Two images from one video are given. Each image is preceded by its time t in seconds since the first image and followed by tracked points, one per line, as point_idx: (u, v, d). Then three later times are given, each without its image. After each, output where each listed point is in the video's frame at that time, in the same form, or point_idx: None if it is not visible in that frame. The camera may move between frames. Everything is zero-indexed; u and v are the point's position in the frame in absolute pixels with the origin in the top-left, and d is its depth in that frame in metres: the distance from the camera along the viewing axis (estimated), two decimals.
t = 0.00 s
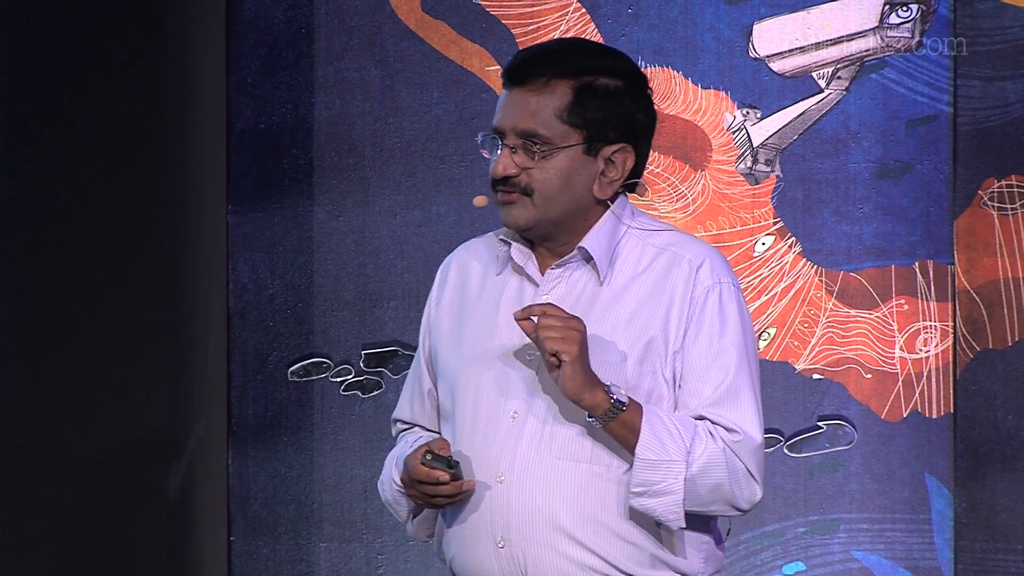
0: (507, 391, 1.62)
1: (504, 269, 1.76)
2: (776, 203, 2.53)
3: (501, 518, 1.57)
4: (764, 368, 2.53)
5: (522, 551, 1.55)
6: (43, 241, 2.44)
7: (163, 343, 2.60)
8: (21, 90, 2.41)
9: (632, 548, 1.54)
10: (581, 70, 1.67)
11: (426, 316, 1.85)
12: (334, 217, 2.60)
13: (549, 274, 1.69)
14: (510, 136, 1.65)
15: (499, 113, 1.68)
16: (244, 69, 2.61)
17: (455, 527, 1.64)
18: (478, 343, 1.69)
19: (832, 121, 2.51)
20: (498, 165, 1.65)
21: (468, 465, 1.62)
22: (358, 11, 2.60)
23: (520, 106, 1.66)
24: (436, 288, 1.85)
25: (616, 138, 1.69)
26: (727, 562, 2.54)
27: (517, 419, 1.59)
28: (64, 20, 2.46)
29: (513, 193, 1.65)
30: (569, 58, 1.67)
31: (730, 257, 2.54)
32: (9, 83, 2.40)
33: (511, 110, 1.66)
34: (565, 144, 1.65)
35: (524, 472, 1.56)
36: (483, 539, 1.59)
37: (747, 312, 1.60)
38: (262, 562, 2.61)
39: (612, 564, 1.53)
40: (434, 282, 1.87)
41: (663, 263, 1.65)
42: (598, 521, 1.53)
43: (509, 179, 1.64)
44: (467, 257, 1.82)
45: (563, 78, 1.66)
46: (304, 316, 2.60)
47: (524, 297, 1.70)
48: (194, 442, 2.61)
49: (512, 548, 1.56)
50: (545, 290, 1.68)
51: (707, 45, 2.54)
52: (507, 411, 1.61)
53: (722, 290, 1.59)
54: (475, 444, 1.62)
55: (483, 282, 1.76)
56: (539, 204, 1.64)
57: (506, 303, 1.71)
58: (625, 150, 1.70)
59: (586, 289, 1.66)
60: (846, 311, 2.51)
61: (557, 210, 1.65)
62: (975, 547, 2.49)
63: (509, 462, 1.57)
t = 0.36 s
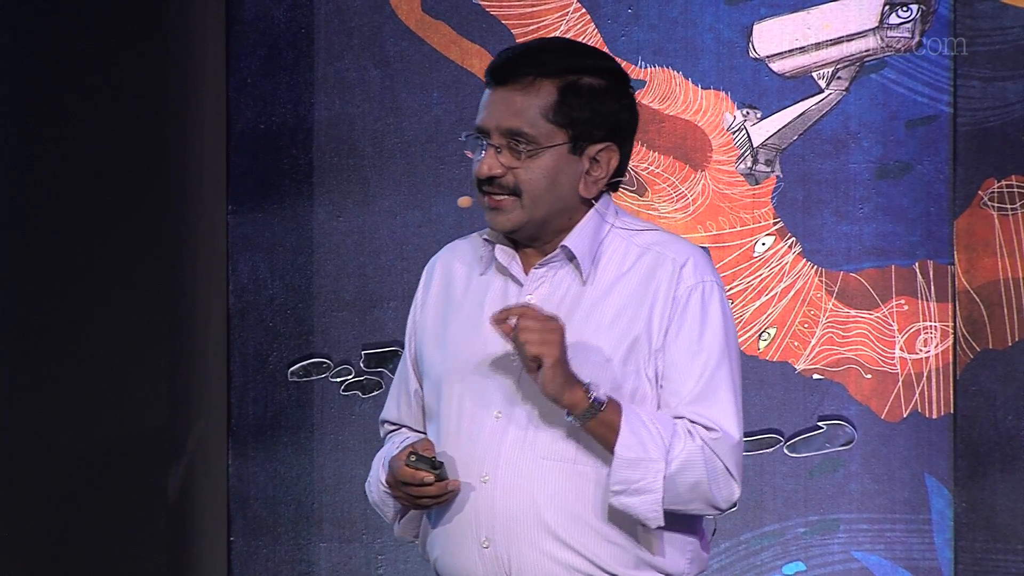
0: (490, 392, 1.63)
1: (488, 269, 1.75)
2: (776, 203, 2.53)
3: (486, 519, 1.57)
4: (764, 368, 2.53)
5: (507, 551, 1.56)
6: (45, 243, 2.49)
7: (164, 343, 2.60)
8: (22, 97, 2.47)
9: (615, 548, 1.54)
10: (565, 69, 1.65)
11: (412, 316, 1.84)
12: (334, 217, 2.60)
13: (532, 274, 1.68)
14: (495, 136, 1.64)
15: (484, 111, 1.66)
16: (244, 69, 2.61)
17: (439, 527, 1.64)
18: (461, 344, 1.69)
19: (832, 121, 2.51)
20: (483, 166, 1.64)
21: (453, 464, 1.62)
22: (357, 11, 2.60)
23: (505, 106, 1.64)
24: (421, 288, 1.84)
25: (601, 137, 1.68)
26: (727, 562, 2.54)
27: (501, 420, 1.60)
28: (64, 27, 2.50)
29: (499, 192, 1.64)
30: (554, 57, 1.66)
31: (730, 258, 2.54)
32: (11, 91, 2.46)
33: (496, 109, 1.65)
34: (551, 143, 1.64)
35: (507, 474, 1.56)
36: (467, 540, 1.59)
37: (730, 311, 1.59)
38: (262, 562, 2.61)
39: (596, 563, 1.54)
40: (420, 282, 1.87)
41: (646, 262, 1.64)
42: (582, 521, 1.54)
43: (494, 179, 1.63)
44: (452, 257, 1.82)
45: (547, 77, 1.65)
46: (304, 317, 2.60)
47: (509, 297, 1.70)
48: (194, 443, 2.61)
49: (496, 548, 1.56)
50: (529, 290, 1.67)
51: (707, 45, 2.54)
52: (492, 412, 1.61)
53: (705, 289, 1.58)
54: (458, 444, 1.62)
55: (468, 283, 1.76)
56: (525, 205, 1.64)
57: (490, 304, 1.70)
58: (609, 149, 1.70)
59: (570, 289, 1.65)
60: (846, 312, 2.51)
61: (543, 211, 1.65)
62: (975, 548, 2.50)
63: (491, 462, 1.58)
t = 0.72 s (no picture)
0: (458, 390, 1.60)
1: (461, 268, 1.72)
2: (776, 204, 2.53)
3: (453, 516, 1.54)
4: (764, 368, 2.52)
5: (474, 549, 1.52)
6: (45, 244, 2.53)
7: (164, 343, 2.61)
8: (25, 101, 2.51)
9: (582, 547, 1.51)
10: (535, 67, 1.62)
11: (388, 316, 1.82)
12: (333, 218, 2.60)
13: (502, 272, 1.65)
14: (465, 135, 1.60)
15: (455, 111, 1.63)
16: (244, 70, 2.61)
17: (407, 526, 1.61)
18: (431, 342, 1.66)
19: (832, 121, 2.51)
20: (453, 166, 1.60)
21: (420, 462, 1.60)
22: (357, 12, 2.60)
23: (474, 105, 1.61)
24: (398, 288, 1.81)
25: (571, 135, 1.63)
26: (727, 563, 2.53)
27: (469, 418, 1.57)
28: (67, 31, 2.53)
29: (470, 192, 1.60)
30: (522, 55, 1.62)
31: (729, 258, 2.53)
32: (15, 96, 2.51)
33: (466, 108, 1.61)
34: (520, 142, 1.59)
35: (475, 473, 1.53)
36: (432, 539, 1.56)
37: (700, 311, 1.55)
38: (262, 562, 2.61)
39: (562, 562, 1.50)
40: (395, 285, 1.84)
41: (616, 260, 1.61)
42: (548, 519, 1.50)
43: (464, 179, 1.60)
44: (429, 257, 1.79)
45: (516, 75, 1.61)
46: (303, 317, 2.60)
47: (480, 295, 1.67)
48: (194, 443, 2.60)
49: (462, 548, 1.53)
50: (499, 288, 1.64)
51: (707, 46, 2.54)
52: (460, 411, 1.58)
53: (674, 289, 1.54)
54: (425, 442, 1.60)
55: (442, 282, 1.73)
56: (495, 205, 1.60)
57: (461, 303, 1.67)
58: (581, 147, 1.65)
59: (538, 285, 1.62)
60: (846, 312, 2.51)
61: (513, 210, 1.61)
62: (975, 548, 2.51)
63: (458, 461, 1.55)
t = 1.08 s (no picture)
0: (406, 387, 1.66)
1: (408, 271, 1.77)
2: (776, 203, 2.52)
3: (396, 515, 1.62)
4: (765, 369, 2.52)
5: (415, 547, 1.60)
6: (46, 246, 2.54)
7: (166, 342, 2.62)
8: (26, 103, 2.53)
9: (520, 547, 1.59)
10: (484, 70, 1.67)
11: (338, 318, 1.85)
12: (335, 218, 2.59)
13: (450, 274, 1.71)
14: (415, 135, 1.66)
15: (405, 110, 1.68)
16: (244, 70, 2.61)
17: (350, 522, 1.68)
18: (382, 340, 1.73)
19: (833, 121, 2.51)
20: (403, 165, 1.66)
21: (364, 460, 1.66)
22: (359, 12, 2.60)
23: (425, 105, 1.66)
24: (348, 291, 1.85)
25: (519, 136, 1.69)
26: (728, 563, 2.53)
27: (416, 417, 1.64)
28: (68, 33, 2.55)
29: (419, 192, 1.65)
30: (472, 57, 1.68)
31: (730, 258, 2.53)
32: (16, 97, 2.53)
33: (415, 109, 1.67)
34: (469, 142, 1.65)
35: (418, 472, 1.61)
36: (376, 536, 1.63)
37: (648, 313, 1.62)
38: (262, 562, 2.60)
39: (500, 561, 1.59)
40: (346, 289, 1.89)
41: (561, 264, 1.67)
42: (487, 519, 1.59)
43: (413, 178, 1.65)
44: (376, 260, 1.83)
45: (466, 76, 1.66)
46: (304, 317, 2.60)
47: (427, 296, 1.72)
48: (194, 444, 2.60)
49: (403, 546, 1.61)
50: (447, 291, 1.70)
51: (708, 46, 2.53)
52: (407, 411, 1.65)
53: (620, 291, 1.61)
54: (374, 440, 1.66)
55: (391, 284, 1.78)
56: (442, 203, 1.65)
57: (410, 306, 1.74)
58: (528, 148, 1.71)
59: (485, 290, 1.68)
60: (847, 312, 2.51)
61: (460, 209, 1.66)
62: (975, 548, 2.54)
63: (405, 457, 1.62)
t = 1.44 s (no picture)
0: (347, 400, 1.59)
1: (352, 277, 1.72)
2: (778, 203, 2.52)
3: (336, 521, 1.57)
4: (766, 369, 2.52)
5: (355, 554, 1.54)
6: (46, 247, 2.56)
7: (166, 342, 2.61)
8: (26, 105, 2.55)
9: (462, 552, 1.51)
10: (417, 70, 1.64)
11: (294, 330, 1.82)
12: (335, 218, 2.57)
13: (389, 277, 1.64)
14: (350, 142, 1.62)
15: (339, 119, 1.64)
16: (244, 69, 2.60)
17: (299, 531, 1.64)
18: (325, 350, 1.67)
19: (834, 121, 2.51)
20: (339, 173, 1.61)
21: (306, 469, 1.63)
22: (359, 11, 2.60)
23: (358, 112, 1.62)
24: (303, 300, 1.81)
25: (455, 137, 1.65)
26: (729, 563, 2.53)
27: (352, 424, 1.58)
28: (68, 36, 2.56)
29: (358, 200, 1.61)
30: (402, 60, 1.65)
31: (731, 258, 2.53)
32: (19, 97, 2.55)
33: (348, 116, 1.63)
34: (405, 146, 1.61)
35: (357, 479, 1.56)
36: (319, 543, 1.59)
37: (593, 310, 1.55)
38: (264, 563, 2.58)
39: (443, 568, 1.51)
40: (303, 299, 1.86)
41: (498, 262, 1.59)
42: (426, 526, 1.51)
43: (351, 186, 1.60)
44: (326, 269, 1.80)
45: (396, 79, 1.63)
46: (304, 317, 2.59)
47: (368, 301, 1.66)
48: (195, 443, 2.61)
49: (345, 552, 1.56)
50: (387, 294, 1.63)
51: (709, 46, 2.53)
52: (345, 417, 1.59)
53: (561, 291, 1.54)
54: (316, 449, 1.62)
55: (337, 291, 1.74)
56: (382, 208, 1.61)
57: (352, 312, 1.67)
58: (465, 148, 1.66)
59: (423, 291, 1.61)
60: (847, 312, 2.51)
61: (399, 213, 1.62)
62: (976, 548, 2.52)
63: (348, 470, 1.57)
